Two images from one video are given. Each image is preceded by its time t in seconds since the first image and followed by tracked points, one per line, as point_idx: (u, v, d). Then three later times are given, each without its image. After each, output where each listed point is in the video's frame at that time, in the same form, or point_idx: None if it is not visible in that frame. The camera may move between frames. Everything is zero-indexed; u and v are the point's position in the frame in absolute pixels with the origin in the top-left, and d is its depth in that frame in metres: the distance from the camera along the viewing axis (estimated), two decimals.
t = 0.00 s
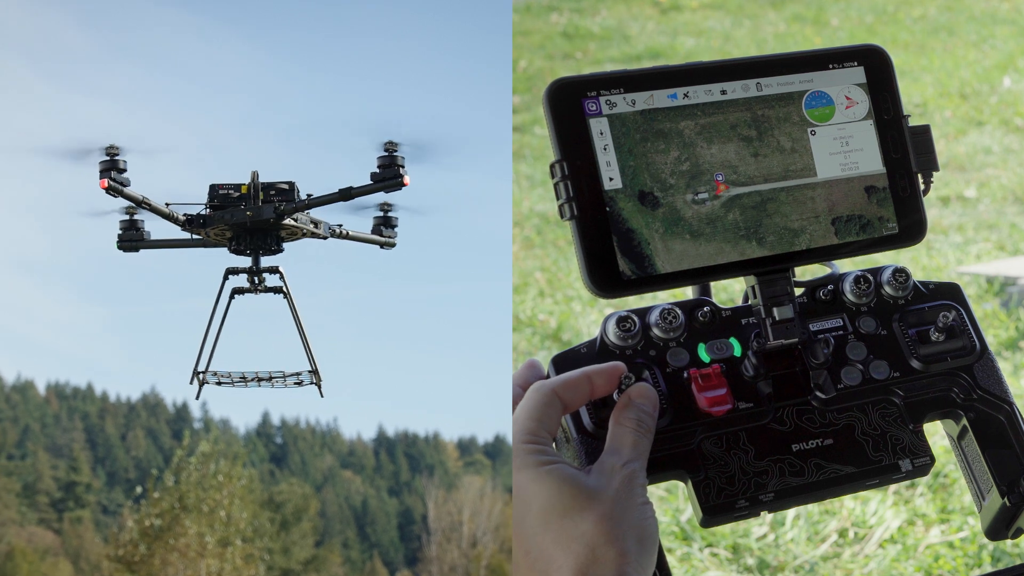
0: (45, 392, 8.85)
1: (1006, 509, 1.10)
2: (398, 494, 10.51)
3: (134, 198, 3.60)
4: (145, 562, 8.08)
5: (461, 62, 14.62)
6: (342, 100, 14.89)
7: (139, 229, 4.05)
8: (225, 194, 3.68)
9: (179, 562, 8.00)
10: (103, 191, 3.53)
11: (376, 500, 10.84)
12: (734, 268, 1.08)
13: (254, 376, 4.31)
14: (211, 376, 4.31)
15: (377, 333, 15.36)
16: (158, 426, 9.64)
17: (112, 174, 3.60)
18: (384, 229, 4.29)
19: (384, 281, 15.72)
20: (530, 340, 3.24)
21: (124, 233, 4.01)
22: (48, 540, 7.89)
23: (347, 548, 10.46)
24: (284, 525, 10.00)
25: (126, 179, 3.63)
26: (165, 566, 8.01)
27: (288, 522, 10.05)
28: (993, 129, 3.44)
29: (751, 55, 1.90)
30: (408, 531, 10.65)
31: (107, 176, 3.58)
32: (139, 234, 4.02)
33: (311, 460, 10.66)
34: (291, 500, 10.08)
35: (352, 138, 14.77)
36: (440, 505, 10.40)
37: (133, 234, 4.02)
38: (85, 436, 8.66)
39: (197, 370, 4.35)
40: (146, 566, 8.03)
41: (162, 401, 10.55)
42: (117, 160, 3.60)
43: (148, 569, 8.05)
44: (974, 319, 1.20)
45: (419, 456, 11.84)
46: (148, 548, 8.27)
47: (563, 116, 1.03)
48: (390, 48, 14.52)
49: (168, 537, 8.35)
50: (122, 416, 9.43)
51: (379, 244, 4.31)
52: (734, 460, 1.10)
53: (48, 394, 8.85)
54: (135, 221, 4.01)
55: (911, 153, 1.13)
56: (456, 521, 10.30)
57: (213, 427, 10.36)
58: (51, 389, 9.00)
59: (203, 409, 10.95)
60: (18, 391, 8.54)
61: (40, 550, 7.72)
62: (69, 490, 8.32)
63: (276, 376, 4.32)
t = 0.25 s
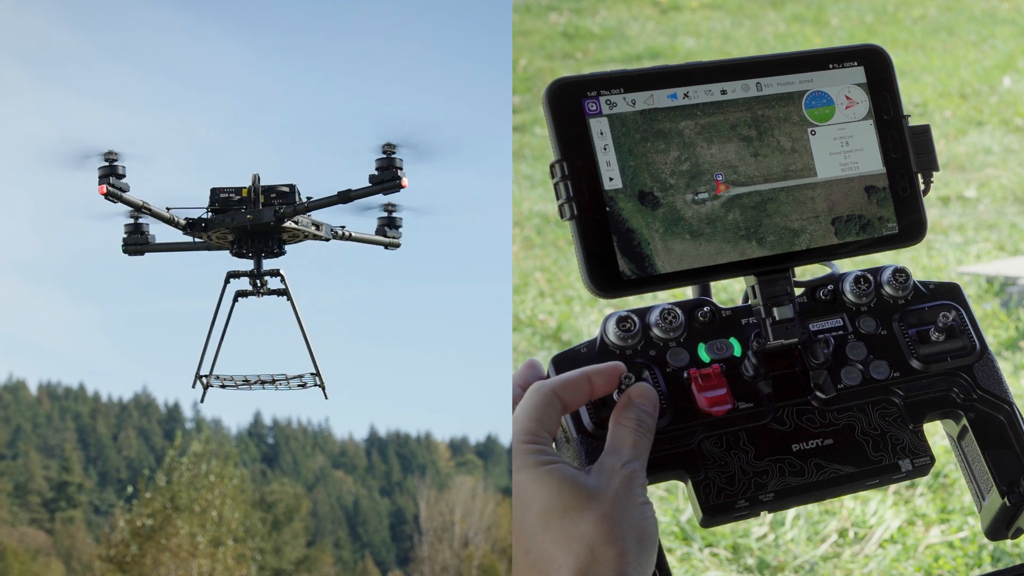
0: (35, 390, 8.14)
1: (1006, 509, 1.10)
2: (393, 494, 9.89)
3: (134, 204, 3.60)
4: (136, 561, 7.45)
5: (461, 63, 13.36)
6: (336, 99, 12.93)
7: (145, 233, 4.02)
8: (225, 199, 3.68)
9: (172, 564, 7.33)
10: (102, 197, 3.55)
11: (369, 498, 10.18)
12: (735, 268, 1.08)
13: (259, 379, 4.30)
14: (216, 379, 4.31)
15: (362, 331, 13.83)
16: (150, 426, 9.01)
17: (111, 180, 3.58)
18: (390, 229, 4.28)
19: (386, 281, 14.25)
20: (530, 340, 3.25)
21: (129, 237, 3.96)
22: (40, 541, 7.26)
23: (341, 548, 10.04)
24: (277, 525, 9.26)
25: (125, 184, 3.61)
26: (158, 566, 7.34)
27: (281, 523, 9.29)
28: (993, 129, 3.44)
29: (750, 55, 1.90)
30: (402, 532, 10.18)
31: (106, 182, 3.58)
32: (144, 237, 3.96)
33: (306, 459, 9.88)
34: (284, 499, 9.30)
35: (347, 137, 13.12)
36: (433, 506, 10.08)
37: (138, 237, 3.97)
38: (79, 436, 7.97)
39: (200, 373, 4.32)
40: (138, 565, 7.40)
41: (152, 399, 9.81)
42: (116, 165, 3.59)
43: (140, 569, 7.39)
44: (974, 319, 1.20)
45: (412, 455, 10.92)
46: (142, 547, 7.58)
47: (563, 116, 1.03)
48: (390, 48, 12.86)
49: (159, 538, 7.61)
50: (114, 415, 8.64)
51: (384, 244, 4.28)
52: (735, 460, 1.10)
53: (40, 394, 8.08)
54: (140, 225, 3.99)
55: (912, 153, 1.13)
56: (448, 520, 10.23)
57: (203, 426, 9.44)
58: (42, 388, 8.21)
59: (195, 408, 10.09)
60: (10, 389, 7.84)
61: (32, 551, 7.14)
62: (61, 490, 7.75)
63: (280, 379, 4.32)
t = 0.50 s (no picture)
0: (27, 388, 8.27)
1: (1006, 509, 1.10)
2: (384, 493, 9.92)
3: (134, 209, 3.60)
4: (126, 559, 7.48)
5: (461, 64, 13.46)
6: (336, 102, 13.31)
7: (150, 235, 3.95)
8: (228, 202, 3.73)
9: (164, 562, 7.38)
10: (102, 203, 3.55)
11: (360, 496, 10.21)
12: (734, 268, 1.08)
13: (262, 382, 4.31)
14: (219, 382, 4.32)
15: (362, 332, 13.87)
16: (139, 425, 9.02)
17: (111, 185, 3.59)
18: (393, 229, 4.25)
19: (385, 280, 14.40)
20: (531, 340, 3.22)
21: (134, 240, 3.90)
22: (30, 540, 7.43)
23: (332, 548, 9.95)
24: (267, 524, 9.21)
25: (125, 190, 3.61)
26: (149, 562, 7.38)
27: (272, 521, 9.27)
28: (993, 129, 3.44)
29: (751, 53, 1.89)
30: (391, 531, 10.19)
31: (105, 188, 3.58)
32: (149, 240, 3.90)
33: (296, 459, 9.87)
34: (275, 499, 9.29)
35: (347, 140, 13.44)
36: (424, 504, 10.04)
37: (143, 240, 3.92)
38: (68, 436, 8.02)
39: (203, 376, 4.32)
40: (130, 563, 7.45)
41: (143, 399, 9.94)
42: (115, 171, 3.59)
43: (130, 569, 7.38)
44: (974, 319, 1.20)
45: (401, 455, 11.14)
46: (131, 546, 7.62)
47: (563, 116, 1.03)
48: (389, 48, 13.02)
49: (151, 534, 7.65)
50: (105, 415, 8.72)
51: (387, 246, 4.26)
52: (735, 460, 1.10)
53: (31, 394, 8.26)
54: (145, 228, 3.97)
55: (912, 153, 1.13)
56: (439, 522, 10.12)
57: (196, 426, 9.69)
58: (32, 390, 8.35)
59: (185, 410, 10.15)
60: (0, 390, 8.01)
61: (22, 550, 7.28)
62: (51, 490, 7.80)
63: (282, 382, 4.33)
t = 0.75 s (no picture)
0: (17, 379, 5.73)
1: (1007, 509, 1.10)
2: (372, 493, 6.94)
3: (133, 212, 3.58)
4: (117, 564, 5.21)
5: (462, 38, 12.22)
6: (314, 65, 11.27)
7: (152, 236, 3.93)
8: (228, 204, 3.69)
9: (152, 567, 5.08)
10: (100, 207, 3.51)
11: (349, 499, 6.94)
12: (734, 268, 1.08)
13: (263, 384, 4.30)
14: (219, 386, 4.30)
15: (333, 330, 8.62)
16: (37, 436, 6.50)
17: (110, 189, 3.53)
18: (394, 230, 4.25)
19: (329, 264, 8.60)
20: (531, 338, 3.54)
21: (136, 241, 3.89)
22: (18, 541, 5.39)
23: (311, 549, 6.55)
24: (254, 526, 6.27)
25: (123, 194, 3.57)
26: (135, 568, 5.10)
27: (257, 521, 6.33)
28: (992, 129, 3.87)
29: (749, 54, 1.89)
30: (378, 532, 6.92)
31: (103, 192, 3.52)
32: (151, 242, 3.89)
33: (280, 458, 6.71)
34: (262, 498, 6.44)
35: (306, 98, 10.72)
36: (412, 506, 7.00)
37: (145, 242, 3.91)
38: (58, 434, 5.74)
39: (202, 379, 4.29)
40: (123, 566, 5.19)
41: None
42: (114, 175, 3.54)
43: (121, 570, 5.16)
44: (974, 319, 1.20)
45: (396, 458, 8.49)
46: (123, 546, 5.32)
47: (564, 115, 1.03)
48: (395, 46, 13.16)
49: (142, 536, 5.31)
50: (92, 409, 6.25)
51: (388, 246, 4.26)
52: (735, 460, 1.09)
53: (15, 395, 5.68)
54: (147, 229, 3.91)
55: (912, 153, 1.13)
56: (429, 523, 6.99)
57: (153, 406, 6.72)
58: None
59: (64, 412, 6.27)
60: None
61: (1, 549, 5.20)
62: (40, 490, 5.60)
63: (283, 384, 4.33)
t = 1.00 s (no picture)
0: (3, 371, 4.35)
1: (1006, 509, 1.10)
2: (363, 493, 5.16)
3: (133, 217, 3.58)
4: (107, 563, 4.20)
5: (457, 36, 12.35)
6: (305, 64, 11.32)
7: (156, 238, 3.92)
8: (227, 208, 3.67)
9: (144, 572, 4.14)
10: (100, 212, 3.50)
11: (338, 500, 5.13)
12: (735, 268, 1.08)
13: (263, 387, 4.31)
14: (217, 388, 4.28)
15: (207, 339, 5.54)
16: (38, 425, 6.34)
17: (108, 195, 3.52)
18: (396, 232, 4.21)
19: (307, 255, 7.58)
20: (532, 339, 3.57)
21: (138, 242, 3.89)
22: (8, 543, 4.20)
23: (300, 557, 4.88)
24: (244, 529, 4.74)
25: (122, 199, 3.56)
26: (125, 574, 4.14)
27: (248, 524, 4.78)
28: (994, 129, 3.90)
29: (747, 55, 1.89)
30: (368, 533, 5.13)
31: (103, 197, 3.49)
32: (153, 244, 3.89)
33: (273, 458, 4.96)
34: (254, 499, 4.83)
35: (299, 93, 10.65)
36: (404, 505, 5.22)
37: (146, 243, 3.89)
38: (47, 438, 4.36)
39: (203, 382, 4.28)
40: (113, 570, 4.18)
41: None
42: (113, 180, 3.52)
43: None
44: (974, 318, 1.20)
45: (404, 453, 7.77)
46: (114, 546, 4.27)
47: (564, 115, 1.03)
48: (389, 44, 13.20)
49: (133, 537, 4.31)
50: None
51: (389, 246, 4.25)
52: (735, 460, 1.09)
53: None
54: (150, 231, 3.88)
55: (912, 153, 1.13)
56: (420, 526, 5.26)
57: None
58: None
59: None
60: None
61: None
62: (25, 493, 4.33)
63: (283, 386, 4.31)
